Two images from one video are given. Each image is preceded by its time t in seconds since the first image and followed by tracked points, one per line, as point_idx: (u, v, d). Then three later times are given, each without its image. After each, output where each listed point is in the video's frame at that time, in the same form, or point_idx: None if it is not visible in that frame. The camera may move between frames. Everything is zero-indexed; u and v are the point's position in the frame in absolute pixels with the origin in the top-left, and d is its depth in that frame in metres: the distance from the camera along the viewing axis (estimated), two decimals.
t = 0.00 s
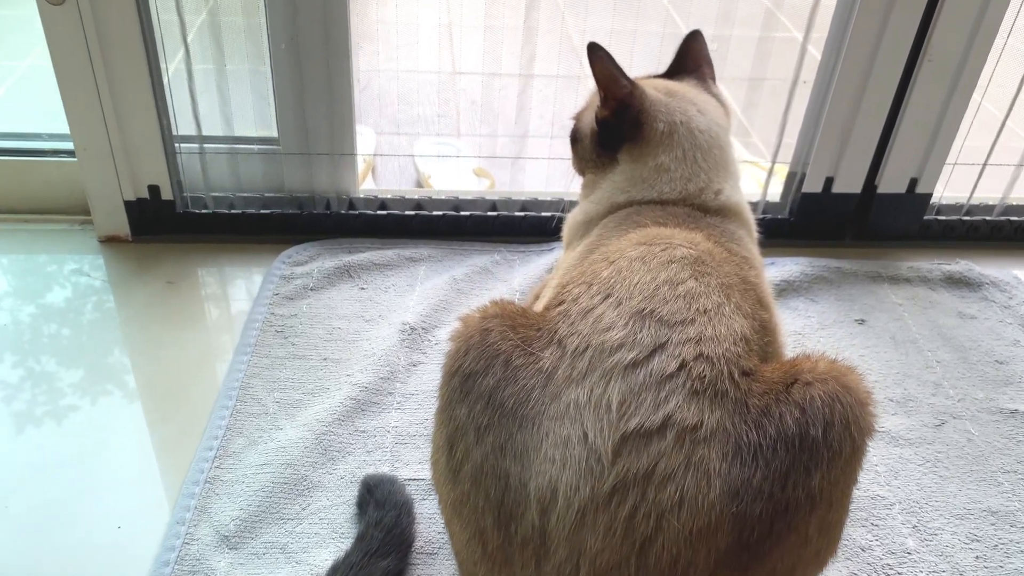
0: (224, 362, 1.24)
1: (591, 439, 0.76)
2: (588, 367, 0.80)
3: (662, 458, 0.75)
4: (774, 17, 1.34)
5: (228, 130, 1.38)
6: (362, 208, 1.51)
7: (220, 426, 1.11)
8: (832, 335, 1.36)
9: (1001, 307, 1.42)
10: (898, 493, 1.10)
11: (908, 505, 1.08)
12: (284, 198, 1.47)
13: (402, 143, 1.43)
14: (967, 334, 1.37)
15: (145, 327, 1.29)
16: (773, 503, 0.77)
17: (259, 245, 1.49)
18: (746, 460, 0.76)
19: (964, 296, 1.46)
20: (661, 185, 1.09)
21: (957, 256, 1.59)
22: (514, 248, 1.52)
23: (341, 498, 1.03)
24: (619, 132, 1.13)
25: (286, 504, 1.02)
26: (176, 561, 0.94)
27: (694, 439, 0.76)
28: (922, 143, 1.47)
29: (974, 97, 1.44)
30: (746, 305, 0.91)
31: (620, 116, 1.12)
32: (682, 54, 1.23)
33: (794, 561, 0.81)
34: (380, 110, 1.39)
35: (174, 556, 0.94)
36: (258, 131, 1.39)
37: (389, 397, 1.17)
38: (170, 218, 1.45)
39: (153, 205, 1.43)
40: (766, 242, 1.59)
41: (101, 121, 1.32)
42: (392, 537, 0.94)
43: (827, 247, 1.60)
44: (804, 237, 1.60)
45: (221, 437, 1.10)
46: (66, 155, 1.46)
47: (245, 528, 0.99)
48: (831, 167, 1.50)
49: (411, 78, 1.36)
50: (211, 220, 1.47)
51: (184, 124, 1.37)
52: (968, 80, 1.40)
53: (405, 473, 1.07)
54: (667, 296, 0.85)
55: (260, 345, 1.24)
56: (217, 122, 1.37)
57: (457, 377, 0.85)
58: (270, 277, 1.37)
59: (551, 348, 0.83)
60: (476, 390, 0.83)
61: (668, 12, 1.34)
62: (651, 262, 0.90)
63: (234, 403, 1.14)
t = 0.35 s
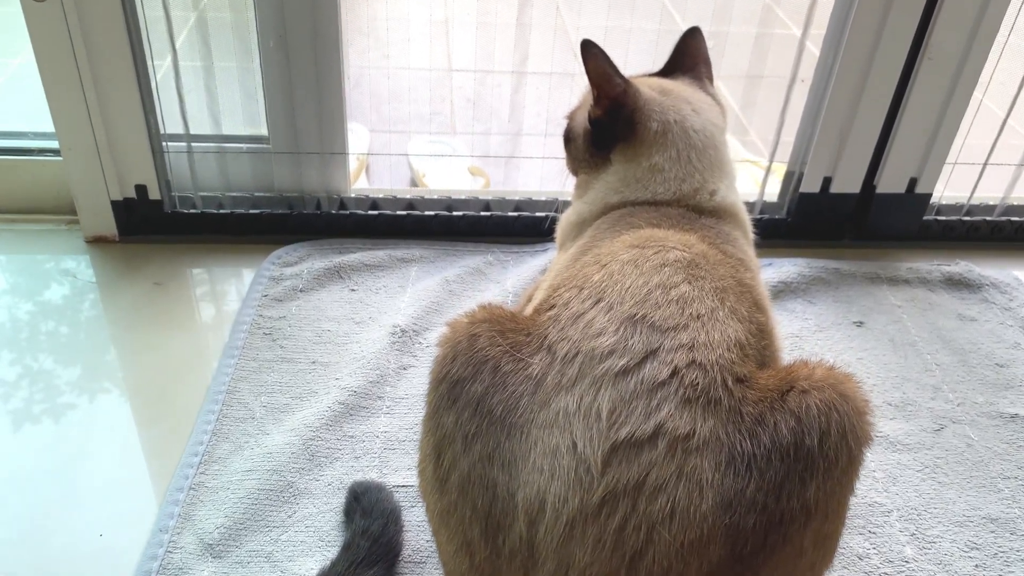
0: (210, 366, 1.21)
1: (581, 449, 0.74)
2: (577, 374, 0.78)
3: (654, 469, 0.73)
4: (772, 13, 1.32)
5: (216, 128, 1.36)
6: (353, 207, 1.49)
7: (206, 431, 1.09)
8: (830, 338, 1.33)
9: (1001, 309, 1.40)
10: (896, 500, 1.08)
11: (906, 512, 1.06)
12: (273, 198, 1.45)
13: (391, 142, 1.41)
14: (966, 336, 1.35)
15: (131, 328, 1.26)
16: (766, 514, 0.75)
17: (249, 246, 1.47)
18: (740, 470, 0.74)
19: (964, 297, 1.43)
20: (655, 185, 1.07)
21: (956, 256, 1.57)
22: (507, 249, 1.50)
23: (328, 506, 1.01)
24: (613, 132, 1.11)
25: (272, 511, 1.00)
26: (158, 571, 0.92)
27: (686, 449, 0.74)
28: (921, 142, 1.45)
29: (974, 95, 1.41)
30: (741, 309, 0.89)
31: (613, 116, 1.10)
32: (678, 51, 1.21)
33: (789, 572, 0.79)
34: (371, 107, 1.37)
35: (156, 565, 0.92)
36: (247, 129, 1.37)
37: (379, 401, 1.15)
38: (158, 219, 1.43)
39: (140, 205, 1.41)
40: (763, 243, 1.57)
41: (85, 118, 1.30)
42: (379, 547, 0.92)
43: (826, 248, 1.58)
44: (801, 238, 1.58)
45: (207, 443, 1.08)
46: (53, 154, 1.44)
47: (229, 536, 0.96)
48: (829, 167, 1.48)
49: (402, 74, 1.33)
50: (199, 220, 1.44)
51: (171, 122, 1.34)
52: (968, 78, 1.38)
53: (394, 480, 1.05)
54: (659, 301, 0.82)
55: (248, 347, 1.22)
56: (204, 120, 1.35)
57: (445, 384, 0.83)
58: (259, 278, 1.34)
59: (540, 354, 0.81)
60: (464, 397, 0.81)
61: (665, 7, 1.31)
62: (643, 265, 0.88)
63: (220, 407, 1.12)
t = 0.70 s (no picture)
0: (199, 374, 1.20)
1: (569, 466, 0.73)
2: (567, 389, 0.76)
3: (644, 487, 0.72)
4: (771, 13, 1.30)
5: (207, 133, 1.34)
6: (346, 213, 1.47)
7: (194, 442, 1.08)
8: (827, 346, 1.32)
9: (1000, 317, 1.39)
10: (892, 512, 1.06)
11: (902, 524, 1.05)
12: (265, 203, 1.44)
13: (384, 145, 1.39)
14: (965, 344, 1.33)
15: (120, 335, 1.25)
16: (759, 533, 0.74)
17: (240, 252, 1.46)
18: (731, 488, 0.73)
19: (962, 304, 1.42)
20: (648, 193, 1.06)
21: (955, 262, 1.56)
22: (501, 255, 1.48)
23: (317, 518, 1.00)
24: (607, 138, 1.10)
25: (259, 523, 0.99)
26: None
27: (677, 467, 0.72)
28: (921, 145, 1.43)
29: (975, 97, 1.40)
30: (735, 321, 0.87)
31: (607, 122, 1.09)
32: (673, 57, 1.20)
33: None
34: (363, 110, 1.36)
35: None
36: (238, 133, 1.35)
37: (369, 411, 1.14)
38: (148, 225, 1.41)
39: (130, 210, 1.39)
40: (760, 248, 1.55)
41: (73, 122, 1.28)
42: (366, 561, 0.91)
43: (823, 254, 1.57)
44: (798, 243, 1.57)
45: (195, 454, 1.06)
46: (43, 159, 1.42)
47: (216, 549, 0.95)
48: (827, 172, 1.46)
49: (395, 75, 1.31)
50: (190, 226, 1.43)
51: (161, 126, 1.33)
52: (968, 81, 1.36)
53: (383, 492, 1.03)
54: (651, 315, 0.81)
55: (238, 356, 1.21)
56: (195, 125, 1.33)
57: (433, 398, 0.82)
58: (250, 285, 1.33)
59: (530, 368, 0.80)
60: (452, 411, 0.80)
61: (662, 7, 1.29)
62: (635, 277, 0.86)
63: (209, 417, 1.11)
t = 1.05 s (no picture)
0: (186, 384, 1.18)
1: (556, 486, 0.71)
2: (555, 407, 0.74)
3: (632, 508, 0.70)
4: (768, 14, 1.27)
5: (195, 137, 1.32)
6: (337, 219, 1.46)
7: (180, 454, 1.06)
8: (824, 355, 1.30)
9: (1000, 324, 1.37)
10: (890, 526, 1.04)
11: (900, 539, 1.03)
12: (255, 209, 1.42)
13: (377, 148, 1.37)
14: (964, 352, 1.31)
15: (107, 343, 1.24)
16: (750, 554, 0.72)
17: (230, 258, 1.44)
18: (722, 508, 0.71)
19: (962, 312, 1.40)
20: (641, 202, 1.04)
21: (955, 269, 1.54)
22: (495, 261, 1.46)
23: (303, 533, 0.98)
24: (599, 146, 1.08)
25: (244, 539, 0.97)
26: None
27: (666, 487, 0.70)
28: (921, 149, 1.41)
29: (975, 100, 1.38)
30: (728, 334, 0.86)
31: (599, 129, 1.07)
32: (668, 62, 1.18)
33: None
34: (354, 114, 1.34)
35: None
36: (228, 137, 1.34)
37: (358, 422, 1.12)
38: (137, 231, 1.40)
39: (118, 217, 1.37)
40: (757, 254, 1.54)
41: (59, 126, 1.26)
42: None
43: (821, 260, 1.55)
44: (796, 250, 1.55)
45: (180, 466, 1.05)
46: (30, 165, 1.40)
47: (200, 565, 0.93)
48: (825, 177, 1.44)
49: (386, 78, 1.29)
50: (180, 232, 1.41)
51: (149, 131, 1.31)
52: (969, 84, 1.34)
53: (371, 505, 1.01)
54: (641, 329, 0.79)
55: (226, 365, 1.19)
56: (183, 129, 1.31)
57: (419, 414, 0.80)
58: (239, 292, 1.31)
59: (517, 384, 0.78)
60: (438, 428, 0.78)
61: (657, 9, 1.27)
62: (625, 289, 0.85)
63: (195, 429, 1.09)
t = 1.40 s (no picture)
0: (172, 392, 1.16)
1: (545, 506, 0.69)
2: (543, 423, 0.72)
3: (623, 529, 0.68)
4: (767, 14, 1.25)
5: (184, 139, 1.30)
6: (329, 223, 1.43)
7: (164, 466, 1.04)
8: (824, 362, 1.27)
9: (1003, 330, 1.34)
10: (891, 539, 1.02)
11: (901, 552, 1.00)
12: (245, 213, 1.39)
13: (369, 150, 1.35)
14: (967, 359, 1.29)
15: (93, 350, 1.21)
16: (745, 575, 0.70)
17: (220, 263, 1.41)
18: (716, 528, 0.69)
19: (965, 318, 1.37)
20: (636, 207, 1.01)
21: (957, 274, 1.51)
22: (489, 266, 1.44)
23: (289, 548, 0.96)
24: (593, 150, 1.05)
25: (229, 554, 0.94)
26: None
27: (659, 507, 0.68)
28: (923, 151, 1.39)
29: (979, 99, 1.35)
30: (724, 345, 0.83)
31: (592, 133, 1.04)
32: (663, 64, 1.15)
33: None
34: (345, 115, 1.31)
35: None
36: (217, 139, 1.31)
37: (347, 432, 1.09)
38: (125, 236, 1.37)
39: (104, 221, 1.35)
40: (756, 258, 1.51)
41: (44, 130, 1.24)
42: None
43: (821, 265, 1.52)
44: (795, 254, 1.52)
45: (164, 479, 1.02)
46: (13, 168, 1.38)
47: None
48: (825, 180, 1.42)
49: (377, 78, 1.27)
50: (168, 237, 1.39)
51: (137, 134, 1.29)
52: (972, 85, 1.32)
53: (360, 519, 0.99)
54: (633, 341, 0.76)
55: (213, 373, 1.17)
56: (171, 132, 1.29)
57: (405, 429, 0.78)
58: (227, 299, 1.29)
59: (506, 398, 0.76)
60: (424, 444, 0.76)
61: (653, 10, 1.24)
62: (618, 299, 0.82)
63: (181, 440, 1.07)
